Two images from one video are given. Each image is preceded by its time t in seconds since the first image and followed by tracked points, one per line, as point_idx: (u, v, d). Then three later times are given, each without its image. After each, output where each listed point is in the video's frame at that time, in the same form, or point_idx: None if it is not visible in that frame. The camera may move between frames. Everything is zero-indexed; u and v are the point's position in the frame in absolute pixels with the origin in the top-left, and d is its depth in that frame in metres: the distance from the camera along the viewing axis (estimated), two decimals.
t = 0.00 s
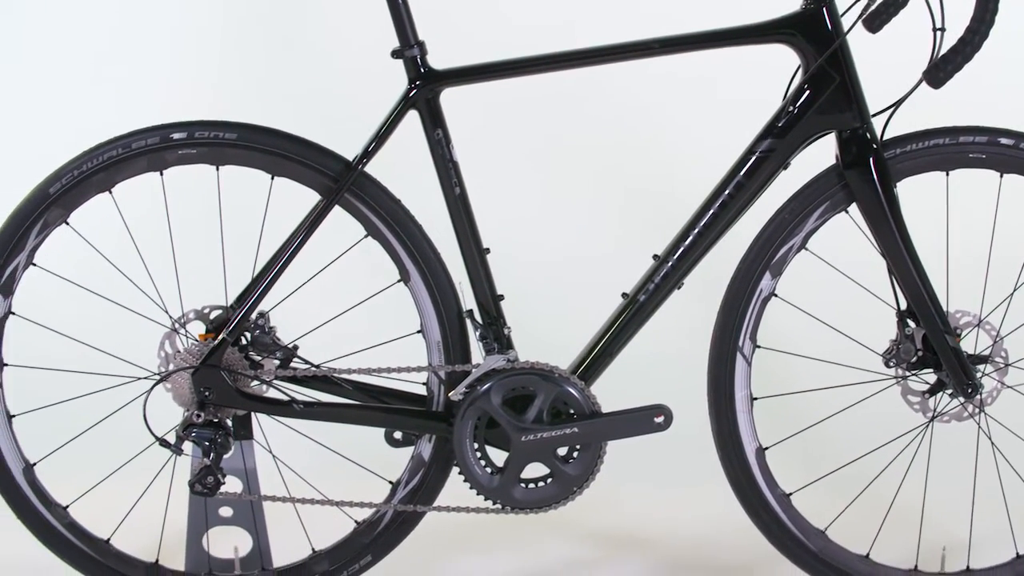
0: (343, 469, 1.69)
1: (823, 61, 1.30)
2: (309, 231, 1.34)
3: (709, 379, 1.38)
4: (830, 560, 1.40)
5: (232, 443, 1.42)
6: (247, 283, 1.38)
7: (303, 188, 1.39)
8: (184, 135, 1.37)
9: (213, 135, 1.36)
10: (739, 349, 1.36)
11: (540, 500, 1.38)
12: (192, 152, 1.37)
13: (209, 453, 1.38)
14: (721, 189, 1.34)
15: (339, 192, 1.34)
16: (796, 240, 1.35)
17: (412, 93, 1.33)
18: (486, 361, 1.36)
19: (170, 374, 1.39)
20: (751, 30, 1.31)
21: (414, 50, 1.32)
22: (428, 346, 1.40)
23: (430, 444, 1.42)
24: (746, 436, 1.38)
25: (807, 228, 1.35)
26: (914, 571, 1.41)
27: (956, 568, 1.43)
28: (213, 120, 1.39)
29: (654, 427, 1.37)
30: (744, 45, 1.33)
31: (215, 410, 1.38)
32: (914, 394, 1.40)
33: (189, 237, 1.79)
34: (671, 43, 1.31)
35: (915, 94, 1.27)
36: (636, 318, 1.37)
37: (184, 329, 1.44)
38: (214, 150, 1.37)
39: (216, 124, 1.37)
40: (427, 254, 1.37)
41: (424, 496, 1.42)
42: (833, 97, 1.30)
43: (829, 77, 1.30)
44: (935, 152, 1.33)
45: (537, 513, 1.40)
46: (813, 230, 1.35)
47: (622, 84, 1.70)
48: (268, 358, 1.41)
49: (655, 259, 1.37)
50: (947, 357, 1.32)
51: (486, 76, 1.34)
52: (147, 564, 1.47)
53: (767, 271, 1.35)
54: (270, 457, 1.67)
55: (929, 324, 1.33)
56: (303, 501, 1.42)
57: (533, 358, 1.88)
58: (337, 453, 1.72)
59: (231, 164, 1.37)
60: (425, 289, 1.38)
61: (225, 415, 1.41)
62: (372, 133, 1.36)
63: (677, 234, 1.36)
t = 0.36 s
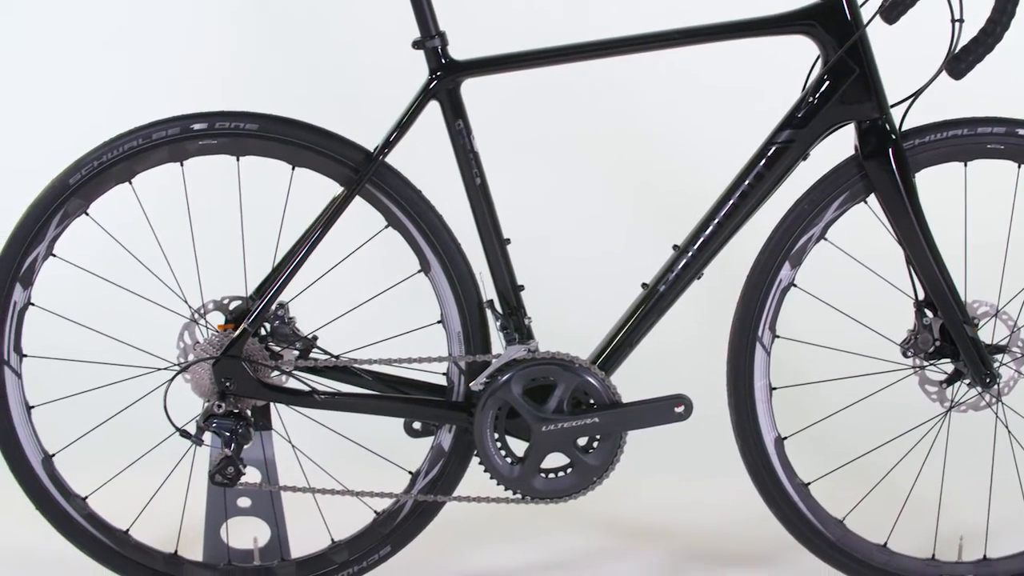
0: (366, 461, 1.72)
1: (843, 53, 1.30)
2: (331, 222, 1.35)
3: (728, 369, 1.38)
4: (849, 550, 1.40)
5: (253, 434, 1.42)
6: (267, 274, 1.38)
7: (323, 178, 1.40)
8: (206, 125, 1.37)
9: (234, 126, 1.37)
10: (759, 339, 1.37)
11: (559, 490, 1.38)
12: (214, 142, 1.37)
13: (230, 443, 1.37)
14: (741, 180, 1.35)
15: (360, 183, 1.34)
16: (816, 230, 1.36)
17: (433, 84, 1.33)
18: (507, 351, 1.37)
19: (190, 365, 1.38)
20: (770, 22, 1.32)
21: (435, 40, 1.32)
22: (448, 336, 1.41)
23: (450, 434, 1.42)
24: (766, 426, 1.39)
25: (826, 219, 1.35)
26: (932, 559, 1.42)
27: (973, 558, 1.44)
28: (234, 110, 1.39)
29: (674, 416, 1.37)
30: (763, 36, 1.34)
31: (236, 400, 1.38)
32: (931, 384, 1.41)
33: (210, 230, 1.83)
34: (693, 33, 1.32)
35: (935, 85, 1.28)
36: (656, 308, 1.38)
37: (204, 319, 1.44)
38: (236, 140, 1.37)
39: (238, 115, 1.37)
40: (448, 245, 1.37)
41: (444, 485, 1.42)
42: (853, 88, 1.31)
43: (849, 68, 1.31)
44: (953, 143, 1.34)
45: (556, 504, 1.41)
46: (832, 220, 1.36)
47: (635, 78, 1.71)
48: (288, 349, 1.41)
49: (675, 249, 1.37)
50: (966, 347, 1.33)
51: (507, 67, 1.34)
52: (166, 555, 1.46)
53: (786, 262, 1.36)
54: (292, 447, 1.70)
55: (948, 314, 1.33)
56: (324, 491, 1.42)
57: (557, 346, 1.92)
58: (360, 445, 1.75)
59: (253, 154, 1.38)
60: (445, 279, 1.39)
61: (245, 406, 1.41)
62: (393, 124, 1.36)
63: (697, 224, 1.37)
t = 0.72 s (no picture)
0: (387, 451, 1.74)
1: (864, 44, 1.31)
2: (353, 212, 1.35)
3: (748, 361, 1.39)
4: (867, 539, 1.41)
5: (275, 425, 1.42)
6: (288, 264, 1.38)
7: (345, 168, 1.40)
8: (228, 115, 1.37)
9: (256, 116, 1.37)
10: (779, 330, 1.38)
11: (580, 480, 1.39)
12: (236, 133, 1.37)
13: (253, 434, 1.38)
14: (762, 171, 1.36)
15: (382, 173, 1.34)
16: (836, 220, 1.36)
17: (455, 74, 1.34)
18: (529, 341, 1.37)
19: (212, 356, 1.38)
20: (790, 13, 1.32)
21: (458, 31, 1.32)
22: (470, 327, 1.41)
23: (471, 424, 1.42)
24: (785, 416, 1.39)
25: (846, 209, 1.36)
26: (950, 549, 1.43)
27: (990, 547, 1.45)
28: (255, 100, 1.39)
29: (695, 406, 1.38)
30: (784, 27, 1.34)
31: (258, 391, 1.38)
32: (950, 373, 1.41)
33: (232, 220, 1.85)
34: (716, 25, 1.32)
35: (955, 75, 1.29)
36: (677, 299, 1.38)
37: (225, 310, 1.44)
38: (258, 131, 1.37)
39: (260, 105, 1.37)
40: (470, 235, 1.38)
41: (465, 475, 1.43)
42: (874, 79, 1.31)
43: (870, 59, 1.31)
44: (973, 134, 1.34)
45: (577, 494, 1.41)
46: (853, 211, 1.37)
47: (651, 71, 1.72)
48: (308, 339, 1.41)
49: (696, 240, 1.38)
50: (985, 336, 1.33)
51: (529, 58, 1.34)
52: (186, 545, 1.46)
53: (807, 252, 1.36)
54: (314, 437, 1.73)
55: (967, 304, 1.34)
56: (345, 481, 1.42)
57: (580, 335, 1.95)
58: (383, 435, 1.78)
59: (275, 145, 1.38)
60: (467, 270, 1.39)
61: (266, 396, 1.41)
62: (415, 115, 1.36)
63: (718, 215, 1.37)
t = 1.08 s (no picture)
0: (410, 442, 1.78)
1: (886, 35, 1.31)
2: (377, 202, 1.35)
3: (769, 351, 1.40)
4: (887, 529, 1.41)
5: (298, 416, 1.43)
6: (310, 255, 1.38)
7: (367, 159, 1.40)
8: (251, 106, 1.37)
9: (280, 107, 1.37)
10: (801, 320, 1.39)
11: (602, 470, 1.39)
12: (258, 124, 1.38)
13: (276, 425, 1.38)
14: (783, 162, 1.36)
15: (406, 163, 1.35)
16: (857, 211, 1.37)
17: (479, 65, 1.34)
18: (552, 332, 1.37)
19: (235, 347, 1.39)
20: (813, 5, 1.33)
21: (481, 22, 1.32)
22: (493, 317, 1.42)
23: (494, 414, 1.42)
24: (806, 406, 1.40)
25: (868, 200, 1.37)
26: (969, 538, 1.43)
27: (1008, 537, 1.46)
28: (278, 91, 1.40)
29: (718, 396, 1.38)
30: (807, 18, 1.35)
31: (281, 382, 1.39)
32: (969, 363, 1.42)
33: (255, 212, 1.88)
34: (739, 16, 1.33)
35: (977, 66, 1.30)
36: (699, 289, 1.39)
37: (247, 301, 1.44)
38: (282, 122, 1.37)
39: (283, 96, 1.37)
40: (493, 225, 1.38)
41: (487, 467, 1.43)
42: (896, 70, 1.32)
43: (892, 50, 1.31)
44: (994, 125, 1.35)
45: (599, 484, 1.41)
46: (874, 201, 1.38)
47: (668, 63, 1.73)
48: (330, 330, 1.42)
49: (717, 231, 1.39)
50: (1005, 327, 1.34)
51: (552, 48, 1.35)
52: (208, 536, 1.47)
53: (828, 242, 1.37)
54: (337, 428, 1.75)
55: (987, 294, 1.35)
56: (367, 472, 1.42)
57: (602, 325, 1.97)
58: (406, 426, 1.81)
59: (298, 136, 1.38)
60: (490, 260, 1.40)
61: (289, 387, 1.41)
62: (438, 106, 1.36)
63: (740, 205, 1.38)
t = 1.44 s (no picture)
0: (428, 431, 1.81)
1: (906, 26, 1.32)
2: (399, 192, 1.35)
3: (788, 342, 1.40)
4: (906, 519, 1.42)
5: (319, 407, 1.43)
6: (332, 245, 1.38)
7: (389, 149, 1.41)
8: (274, 97, 1.37)
9: (302, 98, 1.37)
10: (821, 310, 1.39)
11: (624, 460, 1.40)
12: (281, 114, 1.38)
13: (299, 416, 1.38)
14: (804, 152, 1.37)
15: (429, 154, 1.35)
16: (877, 202, 1.38)
17: (502, 56, 1.34)
18: (574, 322, 1.38)
19: (257, 338, 1.39)
20: None
21: (504, 13, 1.32)
22: (514, 307, 1.42)
23: (515, 404, 1.43)
24: (826, 396, 1.41)
25: (887, 190, 1.38)
26: (987, 527, 1.44)
27: None
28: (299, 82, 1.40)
29: (739, 386, 1.39)
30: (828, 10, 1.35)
31: (302, 373, 1.39)
32: (987, 353, 1.43)
33: (277, 203, 1.92)
34: (762, 7, 1.33)
35: (997, 58, 1.31)
36: (721, 279, 1.40)
37: (268, 291, 1.44)
38: (304, 112, 1.38)
39: (306, 87, 1.37)
40: (515, 216, 1.39)
41: (508, 457, 1.44)
42: (916, 61, 1.33)
43: (912, 41, 1.32)
44: (1014, 116, 1.36)
45: (621, 474, 1.42)
46: (894, 191, 1.38)
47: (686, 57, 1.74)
48: (351, 320, 1.41)
49: (738, 222, 1.39)
50: None
51: (575, 39, 1.35)
52: (228, 527, 1.47)
53: (848, 233, 1.38)
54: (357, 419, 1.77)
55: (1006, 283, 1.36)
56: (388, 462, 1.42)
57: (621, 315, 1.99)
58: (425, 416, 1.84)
59: (320, 127, 1.39)
60: (512, 250, 1.40)
61: (310, 377, 1.41)
62: (461, 97, 1.37)
63: (761, 195, 1.39)
